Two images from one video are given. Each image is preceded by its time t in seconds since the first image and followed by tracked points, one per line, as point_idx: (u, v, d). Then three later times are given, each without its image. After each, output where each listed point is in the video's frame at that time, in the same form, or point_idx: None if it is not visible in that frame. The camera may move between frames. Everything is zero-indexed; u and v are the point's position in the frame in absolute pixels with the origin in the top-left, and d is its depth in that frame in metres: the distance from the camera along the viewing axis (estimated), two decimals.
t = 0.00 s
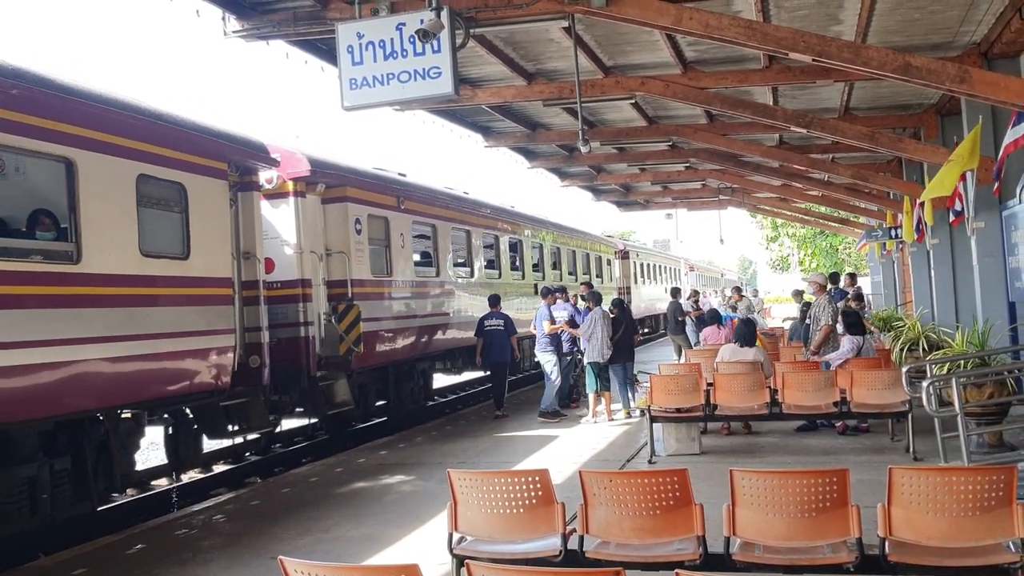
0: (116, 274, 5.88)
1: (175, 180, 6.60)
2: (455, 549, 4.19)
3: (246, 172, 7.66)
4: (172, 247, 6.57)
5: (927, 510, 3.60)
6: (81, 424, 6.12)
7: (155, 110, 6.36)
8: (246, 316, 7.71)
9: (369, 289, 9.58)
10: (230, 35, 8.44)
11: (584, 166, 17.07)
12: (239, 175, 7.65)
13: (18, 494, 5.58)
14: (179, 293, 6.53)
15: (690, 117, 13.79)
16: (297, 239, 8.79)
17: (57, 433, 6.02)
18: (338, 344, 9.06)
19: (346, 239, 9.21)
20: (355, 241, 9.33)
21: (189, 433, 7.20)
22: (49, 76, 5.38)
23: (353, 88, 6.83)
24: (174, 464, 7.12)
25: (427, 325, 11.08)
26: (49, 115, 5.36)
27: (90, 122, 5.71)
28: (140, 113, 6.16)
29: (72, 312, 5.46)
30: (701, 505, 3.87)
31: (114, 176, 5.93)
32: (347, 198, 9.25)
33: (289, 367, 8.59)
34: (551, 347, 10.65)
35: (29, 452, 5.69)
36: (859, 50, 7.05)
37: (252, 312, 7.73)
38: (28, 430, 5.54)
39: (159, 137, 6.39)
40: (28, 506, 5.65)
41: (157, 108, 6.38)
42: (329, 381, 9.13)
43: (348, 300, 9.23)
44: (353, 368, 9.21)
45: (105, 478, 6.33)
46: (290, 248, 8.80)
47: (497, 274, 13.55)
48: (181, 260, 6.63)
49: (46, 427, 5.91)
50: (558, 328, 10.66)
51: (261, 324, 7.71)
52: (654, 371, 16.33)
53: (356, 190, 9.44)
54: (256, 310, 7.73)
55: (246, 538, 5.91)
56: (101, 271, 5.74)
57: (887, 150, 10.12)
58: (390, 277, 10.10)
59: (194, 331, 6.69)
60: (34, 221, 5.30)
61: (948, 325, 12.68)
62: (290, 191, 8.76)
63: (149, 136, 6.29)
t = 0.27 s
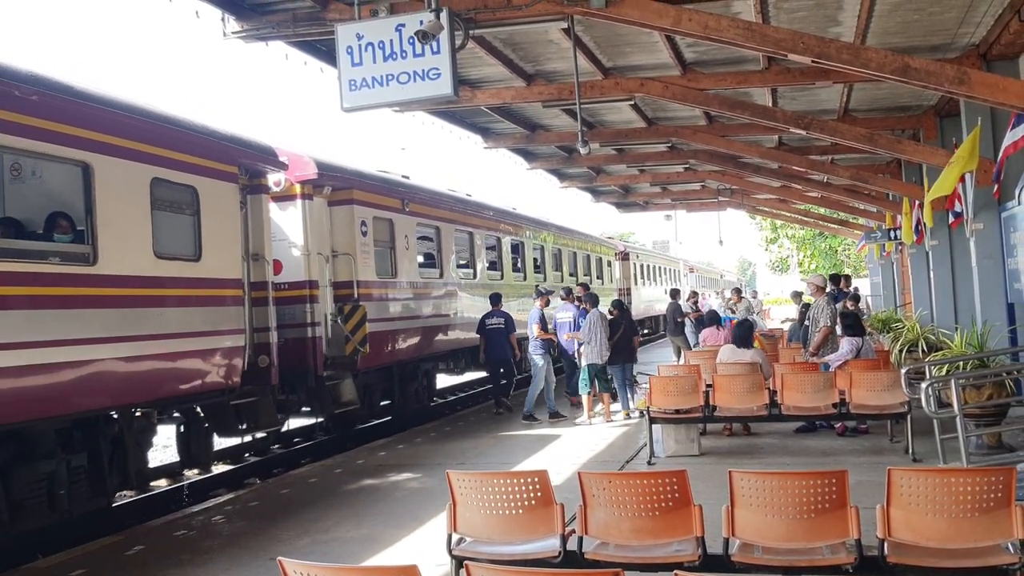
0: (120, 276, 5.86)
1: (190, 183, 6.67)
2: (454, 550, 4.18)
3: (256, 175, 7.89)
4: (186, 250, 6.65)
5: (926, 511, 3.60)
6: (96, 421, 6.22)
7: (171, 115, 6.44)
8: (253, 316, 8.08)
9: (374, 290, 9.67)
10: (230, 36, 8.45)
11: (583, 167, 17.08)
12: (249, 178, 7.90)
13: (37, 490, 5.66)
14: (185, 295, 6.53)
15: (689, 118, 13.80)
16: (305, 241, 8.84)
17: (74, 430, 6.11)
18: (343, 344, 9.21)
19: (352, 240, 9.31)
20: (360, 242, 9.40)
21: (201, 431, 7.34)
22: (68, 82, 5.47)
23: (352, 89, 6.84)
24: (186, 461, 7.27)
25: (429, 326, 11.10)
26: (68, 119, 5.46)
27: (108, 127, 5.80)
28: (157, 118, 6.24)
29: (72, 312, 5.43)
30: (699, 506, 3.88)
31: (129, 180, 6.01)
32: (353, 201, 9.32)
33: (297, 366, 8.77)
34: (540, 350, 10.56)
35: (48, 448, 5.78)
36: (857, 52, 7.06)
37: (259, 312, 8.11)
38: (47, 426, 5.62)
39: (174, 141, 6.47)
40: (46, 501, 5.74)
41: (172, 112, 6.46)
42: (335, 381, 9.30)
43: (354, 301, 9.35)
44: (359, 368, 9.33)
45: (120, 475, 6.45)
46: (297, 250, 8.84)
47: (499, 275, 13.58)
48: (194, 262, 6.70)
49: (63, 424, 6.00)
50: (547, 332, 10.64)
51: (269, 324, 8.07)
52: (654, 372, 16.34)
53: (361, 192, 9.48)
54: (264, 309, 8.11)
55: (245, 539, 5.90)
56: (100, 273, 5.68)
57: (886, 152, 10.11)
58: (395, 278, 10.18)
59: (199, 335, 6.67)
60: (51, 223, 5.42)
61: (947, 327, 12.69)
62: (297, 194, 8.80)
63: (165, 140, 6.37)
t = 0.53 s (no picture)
0: (118, 276, 5.86)
1: (202, 186, 6.83)
2: (453, 550, 4.18)
3: (265, 177, 7.95)
4: (198, 251, 6.81)
5: (926, 512, 3.60)
6: (111, 419, 6.39)
7: (185, 119, 6.60)
8: (263, 316, 8.12)
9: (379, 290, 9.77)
10: (229, 36, 8.43)
11: (583, 167, 17.08)
12: (257, 180, 7.94)
13: (54, 485, 5.82)
14: (187, 293, 6.58)
15: (689, 118, 13.80)
16: (313, 242, 8.91)
17: (90, 428, 6.26)
18: (350, 343, 9.29)
19: (358, 241, 9.40)
20: (366, 243, 9.52)
21: (212, 428, 7.46)
22: (87, 88, 5.63)
23: (352, 89, 6.83)
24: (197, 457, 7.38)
25: (433, 325, 11.18)
26: (85, 125, 5.61)
27: (123, 131, 5.96)
28: (171, 122, 6.39)
29: (69, 312, 5.41)
30: (699, 507, 3.87)
31: (144, 183, 6.17)
32: (359, 203, 9.43)
33: (305, 365, 8.79)
34: (529, 351, 10.54)
35: (65, 445, 5.94)
36: (857, 52, 7.06)
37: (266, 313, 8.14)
38: (65, 423, 5.78)
39: (188, 145, 6.63)
40: (64, 497, 5.90)
41: (186, 117, 6.62)
42: (342, 380, 9.28)
43: (360, 301, 9.40)
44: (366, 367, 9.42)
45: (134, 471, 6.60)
46: (305, 251, 8.89)
47: (501, 276, 13.61)
48: (206, 262, 6.86)
49: (80, 422, 6.16)
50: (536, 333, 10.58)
51: (278, 324, 8.10)
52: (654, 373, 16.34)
53: (367, 195, 9.62)
54: (275, 311, 8.15)
55: (244, 539, 5.90)
56: (94, 273, 5.64)
57: (886, 152, 10.10)
58: (401, 279, 10.30)
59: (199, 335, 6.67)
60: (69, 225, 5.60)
61: (947, 327, 12.70)
62: (305, 195, 8.90)
63: (179, 144, 6.53)
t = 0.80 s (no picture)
0: (112, 277, 5.77)
1: (217, 189, 6.97)
2: (456, 551, 4.18)
3: (277, 180, 8.07)
4: (213, 252, 6.94)
5: (928, 513, 3.60)
6: (128, 416, 6.57)
7: (199, 125, 6.75)
8: (275, 317, 8.22)
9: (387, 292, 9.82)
10: (232, 37, 8.43)
11: (584, 168, 17.08)
12: (269, 183, 8.07)
13: (76, 481, 6.00)
14: (187, 293, 6.51)
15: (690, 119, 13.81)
16: (323, 244, 9.10)
17: (109, 425, 6.45)
18: (359, 343, 9.47)
19: (368, 242, 9.50)
20: (375, 245, 9.60)
21: (227, 424, 7.59)
22: (105, 94, 5.79)
23: (354, 90, 6.84)
24: (213, 455, 7.54)
25: (438, 326, 11.22)
26: (103, 130, 5.76)
27: (140, 136, 6.11)
28: (185, 127, 6.54)
29: (63, 312, 5.35)
30: (703, 508, 3.87)
31: (160, 186, 6.30)
32: (368, 205, 9.53)
33: (314, 364, 9.00)
34: (527, 352, 10.55)
35: (88, 441, 6.14)
36: (860, 53, 7.05)
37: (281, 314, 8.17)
38: (86, 421, 5.97)
39: (202, 149, 6.77)
40: (85, 492, 6.07)
41: (200, 122, 6.77)
42: (351, 379, 9.56)
43: (369, 301, 9.52)
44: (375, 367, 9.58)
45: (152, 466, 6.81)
46: (315, 252, 9.11)
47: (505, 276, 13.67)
48: (221, 263, 6.99)
49: (101, 420, 6.35)
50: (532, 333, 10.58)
51: (289, 325, 8.21)
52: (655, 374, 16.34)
53: (376, 198, 9.72)
54: (286, 312, 8.25)
55: (246, 540, 5.90)
56: (90, 273, 5.58)
57: (888, 153, 10.10)
58: (407, 281, 10.32)
59: (204, 335, 6.68)
60: (91, 228, 5.72)
61: (949, 328, 12.70)
62: (315, 198, 9.08)
63: (195, 148, 6.67)
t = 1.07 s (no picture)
0: (111, 274, 5.74)
1: (231, 191, 7.12)
2: (455, 550, 4.18)
3: (288, 181, 8.20)
4: (226, 252, 7.08)
5: (928, 513, 3.59)
6: (145, 411, 6.67)
7: (213, 127, 6.91)
8: (286, 315, 8.27)
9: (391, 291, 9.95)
10: (232, 36, 8.42)
11: (584, 167, 17.07)
12: (281, 184, 8.20)
13: (96, 475, 6.05)
14: (186, 291, 6.48)
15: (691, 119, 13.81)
16: (331, 243, 9.17)
17: (127, 420, 6.53)
18: (366, 341, 9.55)
19: (375, 243, 9.66)
20: (382, 245, 9.75)
21: (237, 419, 7.78)
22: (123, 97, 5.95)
23: (355, 89, 6.84)
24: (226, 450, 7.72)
25: (443, 325, 11.32)
26: (122, 132, 5.90)
27: (152, 138, 6.19)
28: (200, 129, 6.69)
29: (65, 311, 5.35)
30: (702, 508, 3.87)
31: (176, 187, 6.45)
32: (375, 205, 9.72)
33: (325, 360, 9.01)
34: (527, 351, 10.56)
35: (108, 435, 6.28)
36: (860, 53, 7.04)
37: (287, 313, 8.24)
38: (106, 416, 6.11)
39: (217, 151, 6.92)
40: (104, 485, 6.12)
41: (214, 125, 6.92)
42: (358, 377, 9.76)
43: (376, 300, 9.64)
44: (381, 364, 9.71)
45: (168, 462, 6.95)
46: (324, 252, 9.16)
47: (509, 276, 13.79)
48: (234, 263, 7.14)
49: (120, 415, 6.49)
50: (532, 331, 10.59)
51: (299, 323, 8.28)
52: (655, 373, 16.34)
53: (383, 198, 9.91)
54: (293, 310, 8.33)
55: (245, 539, 5.90)
56: (91, 271, 5.58)
57: (888, 153, 10.08)
58: (413, 279, 10.53)
59: (206, 333, 6.68)
60: (109, 227, 5.86)
61: (949, 328, 12.70)
62: (324, 199, 9.11)
63: (207, 150, 6.79)
